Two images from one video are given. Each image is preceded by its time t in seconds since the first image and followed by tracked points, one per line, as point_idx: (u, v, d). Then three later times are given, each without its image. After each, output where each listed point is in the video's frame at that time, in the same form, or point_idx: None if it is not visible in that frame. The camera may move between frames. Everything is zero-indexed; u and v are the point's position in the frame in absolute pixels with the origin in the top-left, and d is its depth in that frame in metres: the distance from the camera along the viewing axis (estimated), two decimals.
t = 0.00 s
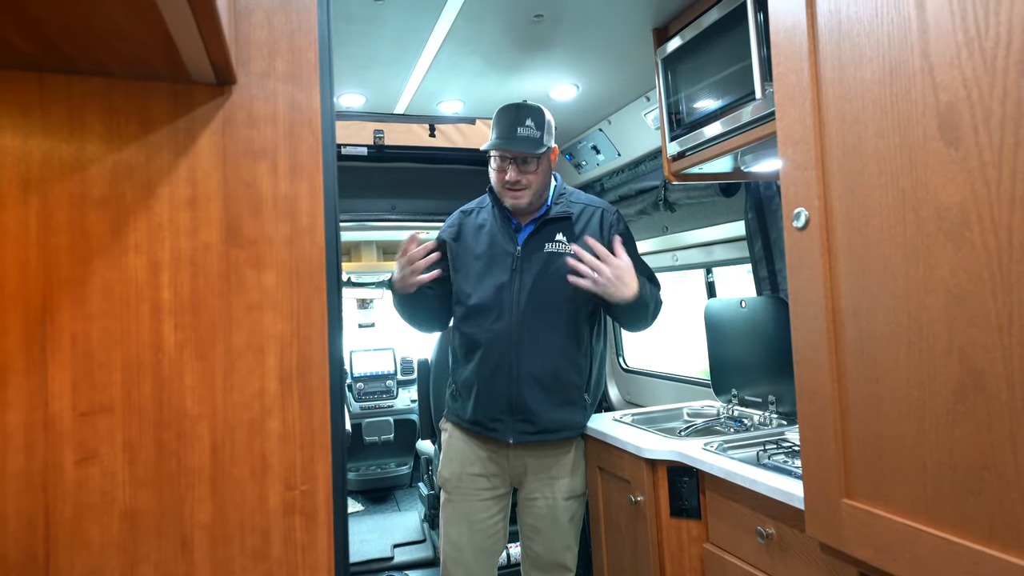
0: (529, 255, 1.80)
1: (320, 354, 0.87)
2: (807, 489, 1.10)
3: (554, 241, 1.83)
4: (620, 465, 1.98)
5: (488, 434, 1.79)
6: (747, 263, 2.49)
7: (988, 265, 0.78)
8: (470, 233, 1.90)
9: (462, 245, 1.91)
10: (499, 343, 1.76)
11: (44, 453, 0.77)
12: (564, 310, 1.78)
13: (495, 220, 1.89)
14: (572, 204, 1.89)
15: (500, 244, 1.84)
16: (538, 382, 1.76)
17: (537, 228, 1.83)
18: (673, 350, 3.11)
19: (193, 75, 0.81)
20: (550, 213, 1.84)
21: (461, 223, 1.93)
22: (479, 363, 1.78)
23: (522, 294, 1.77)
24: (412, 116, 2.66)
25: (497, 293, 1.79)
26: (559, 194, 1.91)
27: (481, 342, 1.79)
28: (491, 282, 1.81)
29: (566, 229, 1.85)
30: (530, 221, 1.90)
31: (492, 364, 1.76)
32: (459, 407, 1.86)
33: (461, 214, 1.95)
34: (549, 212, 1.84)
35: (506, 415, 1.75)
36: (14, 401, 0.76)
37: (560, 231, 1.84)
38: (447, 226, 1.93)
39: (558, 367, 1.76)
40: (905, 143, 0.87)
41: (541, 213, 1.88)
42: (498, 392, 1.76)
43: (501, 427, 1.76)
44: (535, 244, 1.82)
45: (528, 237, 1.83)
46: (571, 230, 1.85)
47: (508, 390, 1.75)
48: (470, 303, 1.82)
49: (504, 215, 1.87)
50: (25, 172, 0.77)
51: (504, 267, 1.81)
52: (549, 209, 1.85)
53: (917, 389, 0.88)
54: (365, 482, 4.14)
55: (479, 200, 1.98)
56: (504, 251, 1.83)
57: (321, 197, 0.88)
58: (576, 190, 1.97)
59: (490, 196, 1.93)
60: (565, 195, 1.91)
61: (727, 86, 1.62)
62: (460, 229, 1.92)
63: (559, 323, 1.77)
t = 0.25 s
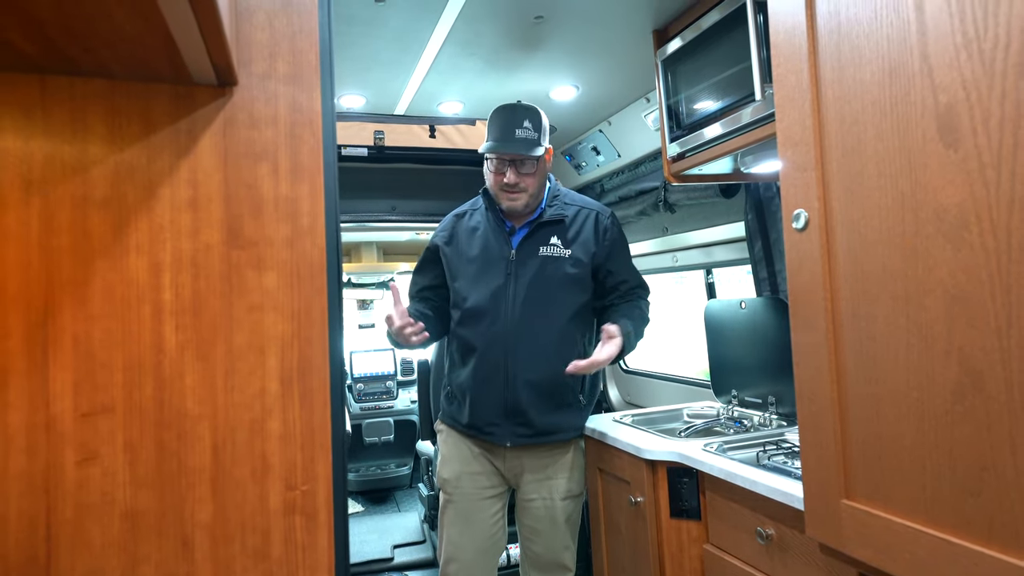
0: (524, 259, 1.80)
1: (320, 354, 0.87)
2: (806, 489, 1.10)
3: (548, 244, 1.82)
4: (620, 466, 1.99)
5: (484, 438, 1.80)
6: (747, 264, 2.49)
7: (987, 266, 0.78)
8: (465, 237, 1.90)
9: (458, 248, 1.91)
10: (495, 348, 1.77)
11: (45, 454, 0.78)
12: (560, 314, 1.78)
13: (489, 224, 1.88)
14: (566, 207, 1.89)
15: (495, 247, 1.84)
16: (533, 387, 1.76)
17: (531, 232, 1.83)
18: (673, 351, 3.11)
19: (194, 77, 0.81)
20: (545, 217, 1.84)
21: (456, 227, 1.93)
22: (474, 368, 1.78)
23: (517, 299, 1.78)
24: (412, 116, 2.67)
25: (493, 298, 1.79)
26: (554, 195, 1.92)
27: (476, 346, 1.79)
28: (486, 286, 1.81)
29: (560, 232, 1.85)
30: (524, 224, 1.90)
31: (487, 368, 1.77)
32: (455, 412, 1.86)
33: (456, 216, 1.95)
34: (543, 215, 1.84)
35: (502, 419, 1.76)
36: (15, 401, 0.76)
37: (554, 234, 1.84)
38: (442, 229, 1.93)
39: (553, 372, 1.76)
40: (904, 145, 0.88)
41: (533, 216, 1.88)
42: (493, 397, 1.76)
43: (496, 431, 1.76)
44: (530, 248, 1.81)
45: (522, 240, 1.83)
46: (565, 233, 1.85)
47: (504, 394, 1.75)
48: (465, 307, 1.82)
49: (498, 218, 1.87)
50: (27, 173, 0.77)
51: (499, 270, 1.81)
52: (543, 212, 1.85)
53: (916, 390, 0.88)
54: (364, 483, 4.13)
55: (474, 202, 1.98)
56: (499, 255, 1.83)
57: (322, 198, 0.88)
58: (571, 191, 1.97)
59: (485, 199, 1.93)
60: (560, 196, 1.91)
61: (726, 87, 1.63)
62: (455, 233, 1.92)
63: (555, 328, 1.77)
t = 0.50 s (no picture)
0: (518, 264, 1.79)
1: (321, 355, 0.88)
2: (806, 490, 1.10)
3: (540, 248, 1.82)
4: (620, 467, 1.99)
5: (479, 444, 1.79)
6: (747, 264, 2.49)
7: (986, 266, 0.78)
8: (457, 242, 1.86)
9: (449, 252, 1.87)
10: (492, 356, 1.76)
11: (45, 454, 0.78)
12: (556, 319, 1.79)
13: (478, 230, 1.86)
14: (556, 209, 1.89)
15: (487, 253, 1.82)
16: (532, 392, 1.76)
17: (523, 237, 1.82)
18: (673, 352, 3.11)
19: (195, 77, 0.81)
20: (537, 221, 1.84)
21: (447, 231, 1.88)
22: (471, 375, 1.77)
23: (513, 305, 1.77)
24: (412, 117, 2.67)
25: (488, 304, 1.78)
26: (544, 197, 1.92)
27: (472, 354, 1.77)
28: (480, 292, 1.79)
29: (552, 236, 1.85)
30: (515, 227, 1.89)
31: (484, 375, 1.75)
32: (448, 419, 1.83)
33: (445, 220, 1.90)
34: (535, 219, 1.84)
35: (500, 425, 1.75)
36: (16, 402, 0.77)
37: (546, 238, 1.83)
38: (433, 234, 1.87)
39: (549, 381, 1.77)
40: (904, 145, 0.88)
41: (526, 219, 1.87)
42: (492, 404, 1.75)
43: (494, 437, 1.76)
44: (522, 252, 1.81)
45: (514, 246, 1.82)
46: (556, 236, 1.85)
47: (502, 401, 1.75)
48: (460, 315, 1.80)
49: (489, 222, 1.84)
50: (28, 173, 0.77)
51: (492, 277, 1.80)
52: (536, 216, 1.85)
53: (916, 391, 0.88)
54: (364, 483, 4.13)
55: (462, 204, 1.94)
56: (492, 261, 1.81)
57: (322, 198, 0.88)
58: (558, 191, 1.96)
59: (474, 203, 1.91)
60: (549, 199, 1.91)
61: (726, 88, 1.63)
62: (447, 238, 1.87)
63: (551, 332, 1.78)
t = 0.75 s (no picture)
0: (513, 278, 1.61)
1: (321, 355, 0.87)
2: (807, 491, 1.10)
3: (531, 260, 1.64)
4: (620, 467, 1.98)
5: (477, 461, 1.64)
6: (747, 265, 2.49)
7: (987, 266, 0.78)
8: (447, 258, 1.61)
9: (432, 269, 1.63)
10: (491, 380, 1.59)
11: (45, 454, 0.78)
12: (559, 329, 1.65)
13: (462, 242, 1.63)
14: (541, 214, 1.71)
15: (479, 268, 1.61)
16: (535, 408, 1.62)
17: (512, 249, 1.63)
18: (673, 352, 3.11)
19: (195, 77, 0.81)
20: (525, 231, 1.64)
21: (432, 245, 1.62)
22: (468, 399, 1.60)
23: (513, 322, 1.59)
24: (413, 117, 2.67)
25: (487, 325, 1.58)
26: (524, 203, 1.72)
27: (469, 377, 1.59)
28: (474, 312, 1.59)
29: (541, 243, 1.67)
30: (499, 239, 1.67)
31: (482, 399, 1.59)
32: (436, 439, 1.65)
33: (425, 230, 1.64)
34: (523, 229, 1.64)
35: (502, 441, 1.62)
36: (16, 402, 0.76)
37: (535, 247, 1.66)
38: (418, 249, 1.61)
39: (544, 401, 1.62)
40: (905, 146, 0.88)
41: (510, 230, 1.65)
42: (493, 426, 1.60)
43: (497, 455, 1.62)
44: (514, 267, 1.62)
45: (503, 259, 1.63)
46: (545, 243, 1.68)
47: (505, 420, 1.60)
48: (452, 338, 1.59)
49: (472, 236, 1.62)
50: (28, 173, 0.77)
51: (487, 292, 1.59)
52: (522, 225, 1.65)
53: (917, 391, 0.88)
54: (364, 484, 4.12)
55: (439, 210, 1.69)
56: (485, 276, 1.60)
57: (322, 198, 0.88)
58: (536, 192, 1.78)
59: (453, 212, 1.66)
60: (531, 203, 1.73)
61: (727, 88, 1.63)
62: (435, 252, 1.61)
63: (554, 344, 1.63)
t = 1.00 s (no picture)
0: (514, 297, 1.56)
1: (320, 356, 0.87)
2: (807, 491, 1.10)
3: (527, 275, 1.58)
4: (620, 468, 1.99)
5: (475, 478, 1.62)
6: (747, 265, 2.49)
7: (987, 266, 0.78)
8: (450, 283, 1.51)
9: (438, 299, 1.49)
10: (492, 398, 1.57)
11: (44, 455, 0.77)
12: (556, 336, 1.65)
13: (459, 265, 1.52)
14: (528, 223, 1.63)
15: (481, 291, 1.53)
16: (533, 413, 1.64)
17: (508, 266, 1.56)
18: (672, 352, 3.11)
19: (194, 78, 0.81)
20: (522, 246, 1.56)
21: (434, 271, 1.50)
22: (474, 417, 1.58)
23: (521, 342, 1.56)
24: (412, 118, 2.67)
25: (490, 348, 1.53)
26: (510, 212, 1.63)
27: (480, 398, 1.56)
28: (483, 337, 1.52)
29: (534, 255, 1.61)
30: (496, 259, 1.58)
31: (488, 415, 1.58)
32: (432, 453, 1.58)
33: (422, 253, 1.50)
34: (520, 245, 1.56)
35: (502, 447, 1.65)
36: (15, 403, 0.76)
37: (530, 260, 1.60)
38: (422, 277, 1.47)
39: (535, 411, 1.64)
40: (905, 145, 0.88)
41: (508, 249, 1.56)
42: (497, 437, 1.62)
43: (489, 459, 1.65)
44: (514, 285, 1.57)
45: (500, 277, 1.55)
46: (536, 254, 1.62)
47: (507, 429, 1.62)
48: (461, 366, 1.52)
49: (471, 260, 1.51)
50: (26, 174, 0.77)
51: (489, 315, 1.53)
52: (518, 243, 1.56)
53: (916, 391, 0.88)
54: (365, 484, 4.12)
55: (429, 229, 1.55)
56: (488, 299, 1.53)
57: (321, 199, 0.88)
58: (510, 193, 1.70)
59: (446, 232, 1.53)
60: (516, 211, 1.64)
61: (726, 88, 1.63)
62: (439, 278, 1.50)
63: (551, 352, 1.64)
